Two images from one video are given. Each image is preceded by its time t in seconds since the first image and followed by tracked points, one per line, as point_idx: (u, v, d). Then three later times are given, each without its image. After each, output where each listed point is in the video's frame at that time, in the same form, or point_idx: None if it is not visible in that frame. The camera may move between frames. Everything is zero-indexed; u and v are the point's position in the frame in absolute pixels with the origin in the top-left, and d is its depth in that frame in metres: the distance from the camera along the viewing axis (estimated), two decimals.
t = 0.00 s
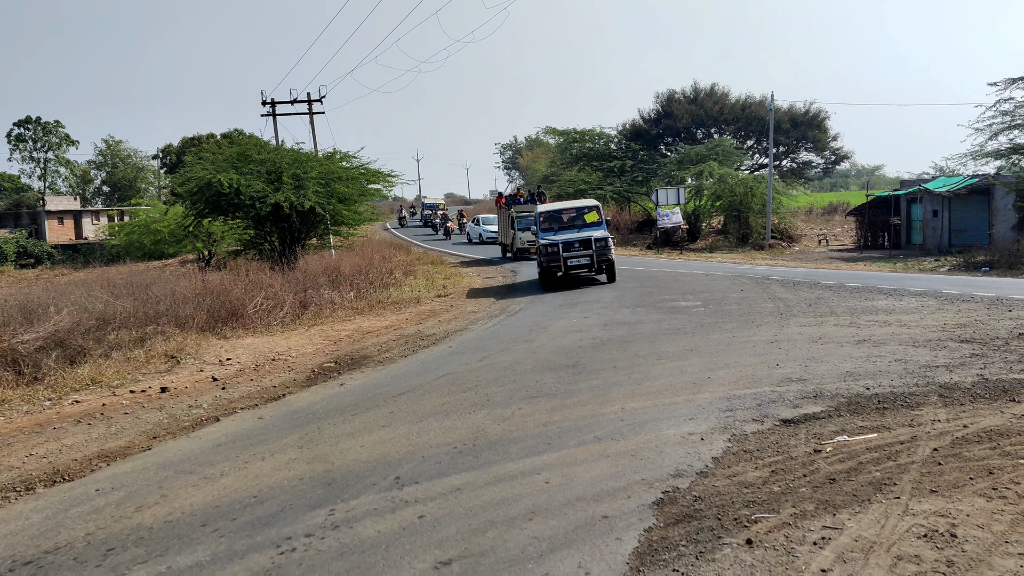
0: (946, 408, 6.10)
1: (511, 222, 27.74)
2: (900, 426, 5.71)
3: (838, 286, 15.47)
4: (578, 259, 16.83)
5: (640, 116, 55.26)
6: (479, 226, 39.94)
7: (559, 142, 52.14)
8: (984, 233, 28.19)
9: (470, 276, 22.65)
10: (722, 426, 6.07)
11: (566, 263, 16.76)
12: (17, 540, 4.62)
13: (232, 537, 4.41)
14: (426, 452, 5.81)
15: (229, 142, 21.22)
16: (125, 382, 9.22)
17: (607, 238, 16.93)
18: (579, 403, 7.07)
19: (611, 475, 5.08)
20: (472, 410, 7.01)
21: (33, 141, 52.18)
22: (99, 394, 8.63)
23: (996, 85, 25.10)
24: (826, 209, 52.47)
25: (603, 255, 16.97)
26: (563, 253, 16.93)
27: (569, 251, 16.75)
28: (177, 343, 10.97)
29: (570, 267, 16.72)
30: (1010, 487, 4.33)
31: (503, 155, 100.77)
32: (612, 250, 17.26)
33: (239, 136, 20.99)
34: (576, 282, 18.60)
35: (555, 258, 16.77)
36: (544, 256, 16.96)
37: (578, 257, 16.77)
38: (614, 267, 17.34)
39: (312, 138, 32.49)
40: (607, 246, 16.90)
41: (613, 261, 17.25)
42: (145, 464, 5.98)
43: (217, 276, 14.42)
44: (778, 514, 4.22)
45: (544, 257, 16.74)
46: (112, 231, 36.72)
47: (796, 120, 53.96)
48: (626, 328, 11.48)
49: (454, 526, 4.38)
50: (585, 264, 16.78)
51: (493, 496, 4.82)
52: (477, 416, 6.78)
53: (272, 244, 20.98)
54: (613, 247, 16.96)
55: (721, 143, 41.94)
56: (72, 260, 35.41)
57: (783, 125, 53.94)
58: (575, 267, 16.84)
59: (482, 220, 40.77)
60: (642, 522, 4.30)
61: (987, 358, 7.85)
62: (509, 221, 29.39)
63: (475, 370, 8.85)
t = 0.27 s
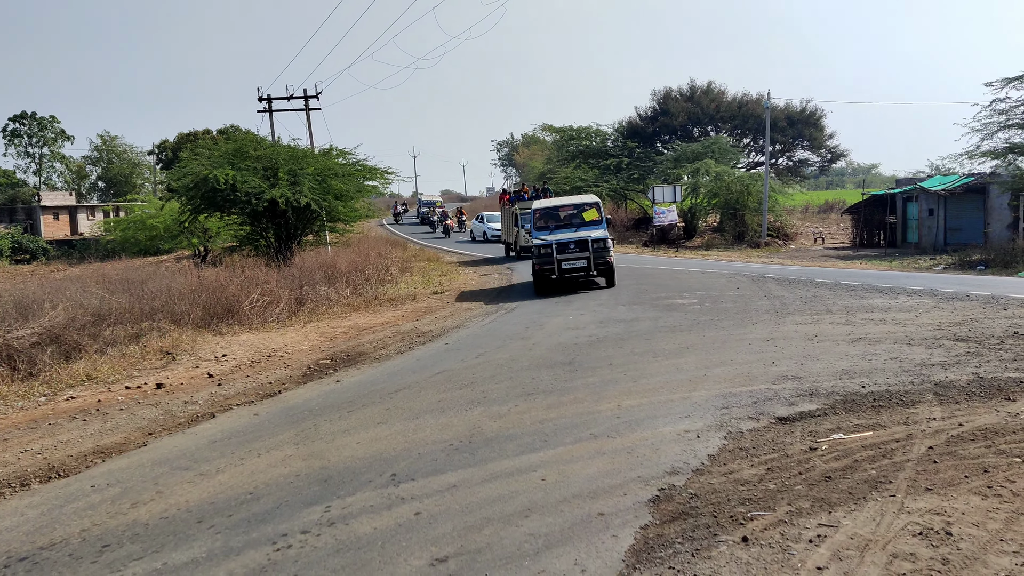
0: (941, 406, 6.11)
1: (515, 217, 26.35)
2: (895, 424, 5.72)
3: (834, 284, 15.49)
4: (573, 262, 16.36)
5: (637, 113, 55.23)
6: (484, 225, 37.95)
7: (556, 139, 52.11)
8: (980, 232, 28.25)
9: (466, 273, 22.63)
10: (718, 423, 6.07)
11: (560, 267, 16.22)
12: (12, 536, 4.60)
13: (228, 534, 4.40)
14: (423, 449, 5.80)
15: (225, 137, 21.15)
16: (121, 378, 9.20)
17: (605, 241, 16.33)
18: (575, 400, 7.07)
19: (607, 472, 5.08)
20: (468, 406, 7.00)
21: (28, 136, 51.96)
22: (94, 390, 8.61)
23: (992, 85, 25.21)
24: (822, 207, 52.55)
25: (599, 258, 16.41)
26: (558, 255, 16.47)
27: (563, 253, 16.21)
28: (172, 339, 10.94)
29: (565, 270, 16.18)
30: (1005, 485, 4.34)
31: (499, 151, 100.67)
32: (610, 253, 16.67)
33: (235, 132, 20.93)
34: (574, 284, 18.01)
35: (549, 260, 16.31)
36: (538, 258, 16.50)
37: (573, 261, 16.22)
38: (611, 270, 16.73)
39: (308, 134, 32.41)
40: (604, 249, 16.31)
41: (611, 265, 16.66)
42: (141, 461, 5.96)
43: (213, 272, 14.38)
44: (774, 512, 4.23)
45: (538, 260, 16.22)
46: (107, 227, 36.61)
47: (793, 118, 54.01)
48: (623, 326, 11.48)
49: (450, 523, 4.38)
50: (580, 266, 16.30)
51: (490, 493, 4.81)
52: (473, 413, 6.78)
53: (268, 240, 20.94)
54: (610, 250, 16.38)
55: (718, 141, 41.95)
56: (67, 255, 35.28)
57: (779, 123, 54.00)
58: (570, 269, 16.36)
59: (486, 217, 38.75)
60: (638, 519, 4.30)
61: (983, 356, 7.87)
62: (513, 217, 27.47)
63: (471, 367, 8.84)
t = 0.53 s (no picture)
0: (938, 405, 6.13)
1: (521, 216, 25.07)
2: (892, 423, 5.73)
3: (831, 283, 15.51)
4: (567, 266, 14.94)
5: (635, 111, 55.24)
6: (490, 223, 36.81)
7: (553, 137, 52.10)
8: (977, 232, 28.31)
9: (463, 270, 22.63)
10: (715, 422, 6.08)
11: (553, 271, 14.87)
12: (9, 532, 4.60)
13: (225, 531, 4.39)
14: (420, 447, 5.80)
15: (222, 134, 21.12)
16: (117, 375, 9.19)
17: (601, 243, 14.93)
18: (572, 398, 7.07)
19: (605, 471, 5.08)
20: (465, 405, 6.99)
21: (25, 132, 51.81)
22: (91, 387, 8.59)
23: (990, 85, 25.21)
24: (819, 206, 52.62)
25: (595, 261, 15.05)
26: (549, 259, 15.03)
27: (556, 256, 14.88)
28: (169, 336, 10.92)
29: (557, 274, 14.84)
30: (1001, 484, 4.35)
31: (497, 150, 100.57)
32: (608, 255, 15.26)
33: (232, 129, 20.88)
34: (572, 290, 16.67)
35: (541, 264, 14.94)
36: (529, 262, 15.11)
37: (566, 264, 14.87)
38: (610, 275, 15.31)
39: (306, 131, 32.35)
40: (601, 252, 14.93)
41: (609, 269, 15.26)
42: (137, 458, 5.95)
43: (208, 269, 14.33)
44: (771, 510, 4.23)
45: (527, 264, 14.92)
46: (104, 223, 36.53)
47: (791, 117, 54.06)
48: (620, 324, 11.49)
49: (447, 520, 4.38)
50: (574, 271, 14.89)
51: (487, 491, 4.82)
52: (471, 411, 6.77)
53: (265, 237, 20.90)
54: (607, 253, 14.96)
55: (715, 140, 41.99)
56: (63, 251, 35.21)
57: (777, 122, 54.01)
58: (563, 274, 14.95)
59: (494, 216, 37.55)
60: (636, 517, 4.30)
61: (980, 356, 7.88)
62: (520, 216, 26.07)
63: (468, 365, 8.84)
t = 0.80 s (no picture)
0: (936, 406, 6.13)
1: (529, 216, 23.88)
2: (890, 423, 5.74)
3: (829, 283, 15.52)
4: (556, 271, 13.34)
5: (633, 111, 55.25)
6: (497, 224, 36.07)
7: (551, 136, 52.12)
8: (974, 232, 28.35)
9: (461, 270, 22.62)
10: (713, 422, 6.08)
11: (541, 275, 13.30)
12: (6, 531, 4.59)
13: (223, 531, 4.38)
14: (418, 446, 5.79)
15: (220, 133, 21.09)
16: (115, 374, 9.17)
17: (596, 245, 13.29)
18: (570, 398, 7.06)
19: (602, 471, 5.07)
20: (463, 404, 6.99)
21: (23, 131, 51.69)
22: (89, 387, 8.58)
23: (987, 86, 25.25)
24: (817, 206, 52.68)
25: (589, 265, 13.39)
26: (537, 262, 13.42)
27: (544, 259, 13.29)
28: (167, 335, 10.91)
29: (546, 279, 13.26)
30: (998, 485, 4.36)
31: (495, 149, 100.51)
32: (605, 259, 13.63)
33: (230, 128, 20.85)
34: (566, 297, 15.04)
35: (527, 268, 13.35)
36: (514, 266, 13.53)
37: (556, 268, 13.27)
38: (608, 282, 13.65)
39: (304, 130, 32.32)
40: (596, 255, 13.31)
41: (606, 274, 13.62)
42: (135, 457, 5.94)
43: (206, 268, 14.31)
44: (769, 511, 4.23)
45: (511, 266, 13.36)
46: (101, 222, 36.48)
47: (789, 117, 54.12)
48: (618, 324, 11.48)
49: (445, 520, 4.38)
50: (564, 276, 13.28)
51: (485, 491, 4.81)
52: (468, 410, 6.77)
53: (263, 236, 20.88)
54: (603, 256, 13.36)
55: (713, 140, 42.06)
56: (61, 250, 35.16)
57: (775, 122, 54.05)
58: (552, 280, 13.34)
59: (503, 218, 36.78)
60: (633, 517, 4.30)
61: (978, 356, 7.89)
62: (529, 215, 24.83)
63: (466, 365, 8.83)
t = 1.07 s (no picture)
0: (935, 408, 6.13)
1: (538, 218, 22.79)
2: (889, 425, 5.73)
3: (829, 285, 15.52)
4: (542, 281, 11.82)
5: (633, 113, 55.28)
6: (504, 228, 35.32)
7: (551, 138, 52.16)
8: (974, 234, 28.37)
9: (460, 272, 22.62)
10: (713, 424, 6.08)
11: (523, 285, 11.84)
12: (5, 534, 4.58)
13: (222, 533, 4.38)
14: (417, 449, 5.79)
15: (219, 135, 21.09)
16: (114, 375, 9.17)
17: (587, 253, 11.72)
18: (569, 400, 7.06)
19: (602, 473, 5.07)
20: (462, 407, 6.97)
21: (23, 132, 51.68)
22: (88, 388, 8.57)
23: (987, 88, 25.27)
24: (817, 208, 52.71)
25: (579, 275, 11.82)
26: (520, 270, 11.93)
27: (528, 267, 11.82)
28: (166, 337, 10.91)
29: (529, 290, 11.80)
30: (998, 487, 4.36)
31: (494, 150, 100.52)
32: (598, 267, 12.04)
33: (230, 130, 20.87)
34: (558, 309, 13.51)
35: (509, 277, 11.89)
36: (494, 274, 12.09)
37: (541, 277, 11.80)
38: (601, 293, 12.08)
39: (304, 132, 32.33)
40: (586, 263, 11.74)
41: (599, 284, 12.02)
42: (134, 459, 5.94)
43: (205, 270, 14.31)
44: (769, 513, 4.23)
45: (491, 275, 11.94)
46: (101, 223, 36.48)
47: (789, 119, 54.16)
48: (618, 326, 11.48)
49: (445, 523, 4.37)
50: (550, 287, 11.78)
51: (485, 493, 4.81)
52: (468, 413, 6.77)
53: (263, 238, 20.88)
54: (594, 265, 11.77)
55: (712, 141, 42.11)
56: (61, 252, 35.17)
57: (775, 124, 54.10)
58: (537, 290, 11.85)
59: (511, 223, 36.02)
60: (633, 520, 4.30)
61: (977, 358, 7.89)
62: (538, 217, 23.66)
63: (465, 367, 8.82)
